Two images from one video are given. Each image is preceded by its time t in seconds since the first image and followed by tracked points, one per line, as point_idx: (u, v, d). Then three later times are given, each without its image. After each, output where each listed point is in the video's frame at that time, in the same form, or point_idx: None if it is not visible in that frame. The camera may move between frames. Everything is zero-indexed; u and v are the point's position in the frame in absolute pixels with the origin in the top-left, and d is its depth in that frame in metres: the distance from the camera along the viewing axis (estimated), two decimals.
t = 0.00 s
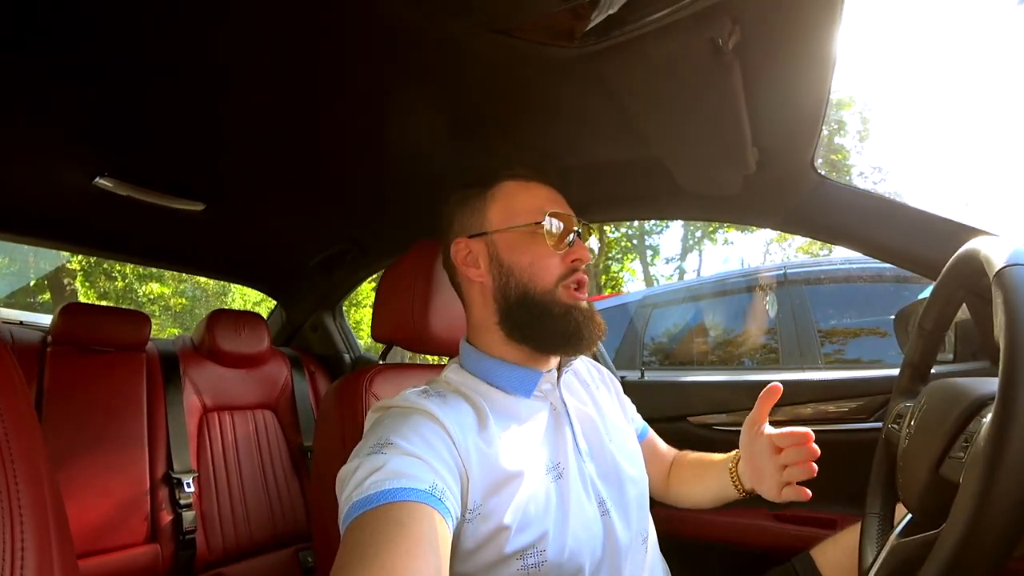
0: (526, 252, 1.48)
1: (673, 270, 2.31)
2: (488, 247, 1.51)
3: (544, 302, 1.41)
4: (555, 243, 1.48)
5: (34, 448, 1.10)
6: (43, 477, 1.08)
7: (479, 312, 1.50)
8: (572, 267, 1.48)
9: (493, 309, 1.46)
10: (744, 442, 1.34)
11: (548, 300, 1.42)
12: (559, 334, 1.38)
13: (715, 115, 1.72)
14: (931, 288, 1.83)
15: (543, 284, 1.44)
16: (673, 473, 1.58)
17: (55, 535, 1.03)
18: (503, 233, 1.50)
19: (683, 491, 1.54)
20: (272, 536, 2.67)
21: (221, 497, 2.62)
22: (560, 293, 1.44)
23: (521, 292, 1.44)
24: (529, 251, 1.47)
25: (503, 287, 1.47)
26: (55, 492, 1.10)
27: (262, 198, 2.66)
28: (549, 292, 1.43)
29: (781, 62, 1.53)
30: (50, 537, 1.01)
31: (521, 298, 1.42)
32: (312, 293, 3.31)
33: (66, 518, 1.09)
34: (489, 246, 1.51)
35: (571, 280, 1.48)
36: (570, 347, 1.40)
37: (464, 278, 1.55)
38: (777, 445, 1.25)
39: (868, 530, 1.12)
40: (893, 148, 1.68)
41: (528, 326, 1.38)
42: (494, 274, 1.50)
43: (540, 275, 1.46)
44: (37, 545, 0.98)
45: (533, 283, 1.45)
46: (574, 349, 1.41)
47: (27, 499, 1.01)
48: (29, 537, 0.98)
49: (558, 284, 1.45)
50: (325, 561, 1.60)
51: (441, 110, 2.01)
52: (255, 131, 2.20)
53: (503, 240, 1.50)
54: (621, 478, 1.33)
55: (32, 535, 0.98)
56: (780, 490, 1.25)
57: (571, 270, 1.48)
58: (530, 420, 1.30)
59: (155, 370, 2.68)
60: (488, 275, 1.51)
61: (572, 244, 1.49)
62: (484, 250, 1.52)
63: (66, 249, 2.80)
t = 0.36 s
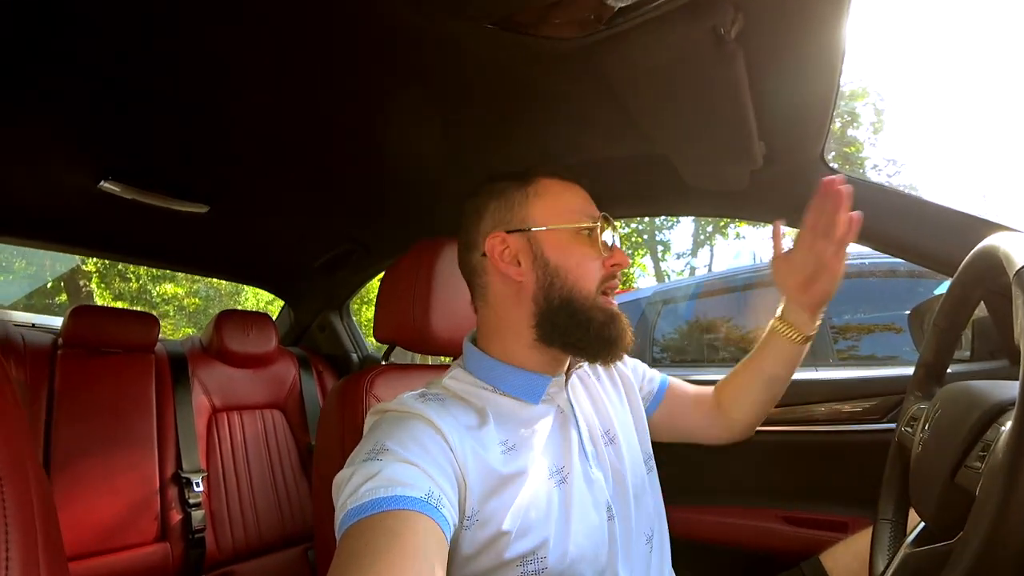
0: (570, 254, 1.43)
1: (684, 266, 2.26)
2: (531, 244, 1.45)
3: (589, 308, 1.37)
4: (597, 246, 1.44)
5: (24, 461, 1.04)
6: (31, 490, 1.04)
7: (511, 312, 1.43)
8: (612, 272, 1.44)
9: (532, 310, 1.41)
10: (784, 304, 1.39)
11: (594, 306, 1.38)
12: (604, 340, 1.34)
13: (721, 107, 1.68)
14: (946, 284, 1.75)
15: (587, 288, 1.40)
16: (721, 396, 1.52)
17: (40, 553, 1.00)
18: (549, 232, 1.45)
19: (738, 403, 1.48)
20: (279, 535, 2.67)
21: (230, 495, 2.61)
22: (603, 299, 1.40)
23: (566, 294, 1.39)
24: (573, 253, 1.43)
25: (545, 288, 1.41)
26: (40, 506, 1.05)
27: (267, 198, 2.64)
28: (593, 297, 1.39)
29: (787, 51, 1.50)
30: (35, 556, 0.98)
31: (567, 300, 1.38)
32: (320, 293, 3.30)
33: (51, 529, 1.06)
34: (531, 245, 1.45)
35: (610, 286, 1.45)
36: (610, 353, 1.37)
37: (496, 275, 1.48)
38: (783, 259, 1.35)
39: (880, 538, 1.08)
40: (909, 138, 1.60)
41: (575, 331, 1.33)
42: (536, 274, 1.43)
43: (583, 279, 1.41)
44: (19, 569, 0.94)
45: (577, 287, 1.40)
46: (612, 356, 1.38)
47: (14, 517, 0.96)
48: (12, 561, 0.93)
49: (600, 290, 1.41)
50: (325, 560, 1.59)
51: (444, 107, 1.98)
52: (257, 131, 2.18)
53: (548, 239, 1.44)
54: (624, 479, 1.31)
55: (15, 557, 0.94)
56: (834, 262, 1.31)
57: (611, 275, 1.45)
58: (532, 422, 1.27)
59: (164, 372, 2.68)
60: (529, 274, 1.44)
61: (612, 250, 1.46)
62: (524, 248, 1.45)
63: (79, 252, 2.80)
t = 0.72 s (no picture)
0: (503, 257, 1.44)
1: (698, 262, 2.25)
2: (473, 253, 1.53)
3: (510, 313, 1.38)
4: (533, 243, 1.42)
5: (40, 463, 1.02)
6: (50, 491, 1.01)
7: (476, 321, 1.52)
8: (546, 268, 1.40)
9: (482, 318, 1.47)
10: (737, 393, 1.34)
11: (517, 310, 1.38)
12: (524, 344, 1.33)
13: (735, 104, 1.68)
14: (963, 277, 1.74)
15: (514, 291, 1.40)
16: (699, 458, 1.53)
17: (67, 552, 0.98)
18: (483, 238, 1.50)
19: (709, 475, 1.49)
20: (297, 534, 2.70)
21: (251, 493, 2.64)
22: (529, 299, 1.38)
23: (495, 300, 1.43)
24: (503, 255, 1.44)
25: (487, 295, 1.46)
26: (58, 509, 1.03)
27: (285, 200, 2.67)
28: (518, 299, 1.39)
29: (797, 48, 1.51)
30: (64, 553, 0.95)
31: (496, 308, 1.41)
32: (337, 293, 3.33)
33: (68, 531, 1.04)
34: (474, 252, 1.53)
35: (547, 283, 1.40)
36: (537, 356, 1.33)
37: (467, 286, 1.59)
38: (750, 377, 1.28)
39: (897, 532, 1.08)
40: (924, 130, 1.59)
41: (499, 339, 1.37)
42: (478, 283, 1.51)
43: (512, 281, 1.42)
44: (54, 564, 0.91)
45: (505, 291, 1.42)
46: (546, 360, 1.33)
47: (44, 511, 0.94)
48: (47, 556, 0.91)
49: (528, 290, 1.39)
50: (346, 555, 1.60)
51: (457, 108, 1.99)
52: (274, 134, 2.21)
53: (483, 244, 1.49)
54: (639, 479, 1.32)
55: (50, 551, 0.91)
56: (778, 419, 1.28)
57: (545, 272, 1.40)
58: (543, 421, 1.28)
59: (184, 373, 2.71)
60: (475, 282, 1.53)
61: (550, 242, 1.41)
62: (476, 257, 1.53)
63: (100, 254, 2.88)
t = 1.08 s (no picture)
0: (493, 268, 1.46)
1: (699, 262, 2.28)
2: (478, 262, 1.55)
3: (504, 322, 1.41)
4: (519, 252, 1.43)
5: (83, 450, 1.00)
6: (93, 479, 1.00)
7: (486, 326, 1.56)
8: (532, 277, 1.41)
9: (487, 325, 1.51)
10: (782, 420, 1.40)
11: (508, 319, 1.41)
12: (515, 353, 1.36)
13: (751, 103, 1.68)
14: (976, 276, 1.74)
15: (507, 302, 1.43)
16: (703, 470, 1.59)
17: (106, 543, 0.96)
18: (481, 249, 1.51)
19: (711, 487, 1.56)
20: (307, 533, 2.70)
21: (258, 495, 2.65)
22: (519, 309, 1.41)
23: (494, 309, 1.46)
24: (492, 268, 1.45)
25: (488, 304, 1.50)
26: (102, 497, 1.01)
27: (293, 199, 2.68)
28: (511, 308, 1.42)
29: (822, 48, 1.50)
30: (102, 545, 0.94)
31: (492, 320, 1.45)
32: (342, 293, 3.33)
33: (113, 518, 1.02)
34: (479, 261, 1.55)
35: (536, 290, 1.42)
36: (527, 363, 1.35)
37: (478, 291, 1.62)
38: (819, 405, 1.33)
39: (917, 530, 1.08)
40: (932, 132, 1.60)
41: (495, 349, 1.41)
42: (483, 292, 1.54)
43: (505, 290, 1.44)
44: (90, 555, 0.90)
45: (500, 301, 1.45)
46: (541, 366, 1.34)
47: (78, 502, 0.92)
48: (82, 548, 0.89)
49: (519, 299, 1.42)
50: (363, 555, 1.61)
51: (469, 107, 1.99)
52: (284, 132, 2.21)
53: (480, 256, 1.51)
54: (662, 477, 1.32)
55: (85, 543, 0.90)
56: (828, 448, 1.32)
57: (531, 280, 1.41)
58: (564, 419, 1.29)
59: (191, 374, 2.72)
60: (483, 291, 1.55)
61: (534, 251, 1.41)
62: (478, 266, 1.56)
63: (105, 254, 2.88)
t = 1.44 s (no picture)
0: (577, 251, 1.46)
1: (699, 267, 2.28)
2: (535, 242, 1.47)
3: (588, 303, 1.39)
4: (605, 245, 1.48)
5: (83, 438, 1.01)
6: (92, 466, 1.00)
7: (513, 309, 1.47)
8: (614, 271, 1.47)
9: (537, 306, 1.44)
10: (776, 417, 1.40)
11: (593, 303, 1.40)
12: (603, 337, 1.37)
13: (749, 109, 1.69)
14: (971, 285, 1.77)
15: (591, 285, 1.43)
16: (693, 469, 1.60)
17: (103, 530, 0.96)
18: (555, 230, 1.47)
19: (700, 487, 1.57)
20: (300, 529, 2.71)
21: (253, 491, 2.65)
22: (605, 295, 1.43)
23: (568, 291, 1.42)
24: (582, 249, 1.45)
25: (549, 284, 1.44)
26: (100, 484, 1.02)
27: (293, 197, 2.69)
28: (595, 293, 1.42)
29: (817, 57, 1.51)
30: (99, 532, 0.94)
31: (572, 298, 1.40)
32: (341, 290, 3.34)
33: (111, 505, 1.03)
34: (536, 241, 1.48)
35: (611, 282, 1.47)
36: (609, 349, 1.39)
37: (501, 271, 1.51)
38: (814, 402, 1.33)
39: (905, 536, 1.09)
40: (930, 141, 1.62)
41: (574, 328, 1.36)
42: (540, 272, 1.46)
43: (586, 275, 1.44)
44: (87, 544, 0.90)
45: (578, 283, 1.43)
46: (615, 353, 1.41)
47: (76, 489, 0.93)
48: (79, 535, 0.90)
49: (603, 287, 1.44)
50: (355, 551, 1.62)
51: (470, 109, 2.00)
52: (285, 131, 2.22)
53: (553, 236, 1.47)
54: (654, 476, 1.33)
55: (82, 530, 0.90)
56: (822, 444, 1.32)
57: (614, 273, 1.47)
58: (558, 415, 1.29)
59: (189, 369, 2.72)
60: (533, 271, 1.47)
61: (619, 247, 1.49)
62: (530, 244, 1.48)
63: (105, 247, 2.88)
